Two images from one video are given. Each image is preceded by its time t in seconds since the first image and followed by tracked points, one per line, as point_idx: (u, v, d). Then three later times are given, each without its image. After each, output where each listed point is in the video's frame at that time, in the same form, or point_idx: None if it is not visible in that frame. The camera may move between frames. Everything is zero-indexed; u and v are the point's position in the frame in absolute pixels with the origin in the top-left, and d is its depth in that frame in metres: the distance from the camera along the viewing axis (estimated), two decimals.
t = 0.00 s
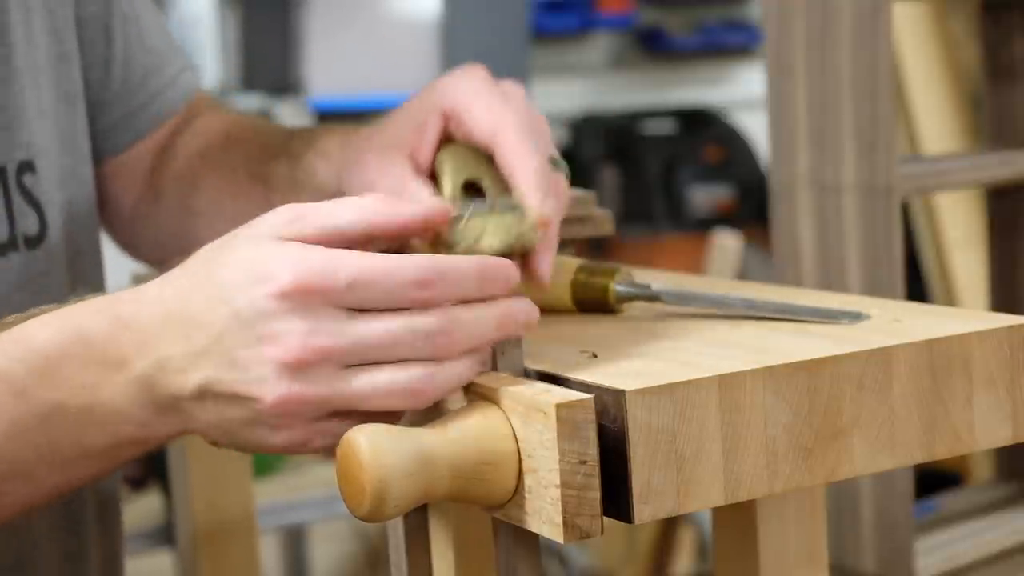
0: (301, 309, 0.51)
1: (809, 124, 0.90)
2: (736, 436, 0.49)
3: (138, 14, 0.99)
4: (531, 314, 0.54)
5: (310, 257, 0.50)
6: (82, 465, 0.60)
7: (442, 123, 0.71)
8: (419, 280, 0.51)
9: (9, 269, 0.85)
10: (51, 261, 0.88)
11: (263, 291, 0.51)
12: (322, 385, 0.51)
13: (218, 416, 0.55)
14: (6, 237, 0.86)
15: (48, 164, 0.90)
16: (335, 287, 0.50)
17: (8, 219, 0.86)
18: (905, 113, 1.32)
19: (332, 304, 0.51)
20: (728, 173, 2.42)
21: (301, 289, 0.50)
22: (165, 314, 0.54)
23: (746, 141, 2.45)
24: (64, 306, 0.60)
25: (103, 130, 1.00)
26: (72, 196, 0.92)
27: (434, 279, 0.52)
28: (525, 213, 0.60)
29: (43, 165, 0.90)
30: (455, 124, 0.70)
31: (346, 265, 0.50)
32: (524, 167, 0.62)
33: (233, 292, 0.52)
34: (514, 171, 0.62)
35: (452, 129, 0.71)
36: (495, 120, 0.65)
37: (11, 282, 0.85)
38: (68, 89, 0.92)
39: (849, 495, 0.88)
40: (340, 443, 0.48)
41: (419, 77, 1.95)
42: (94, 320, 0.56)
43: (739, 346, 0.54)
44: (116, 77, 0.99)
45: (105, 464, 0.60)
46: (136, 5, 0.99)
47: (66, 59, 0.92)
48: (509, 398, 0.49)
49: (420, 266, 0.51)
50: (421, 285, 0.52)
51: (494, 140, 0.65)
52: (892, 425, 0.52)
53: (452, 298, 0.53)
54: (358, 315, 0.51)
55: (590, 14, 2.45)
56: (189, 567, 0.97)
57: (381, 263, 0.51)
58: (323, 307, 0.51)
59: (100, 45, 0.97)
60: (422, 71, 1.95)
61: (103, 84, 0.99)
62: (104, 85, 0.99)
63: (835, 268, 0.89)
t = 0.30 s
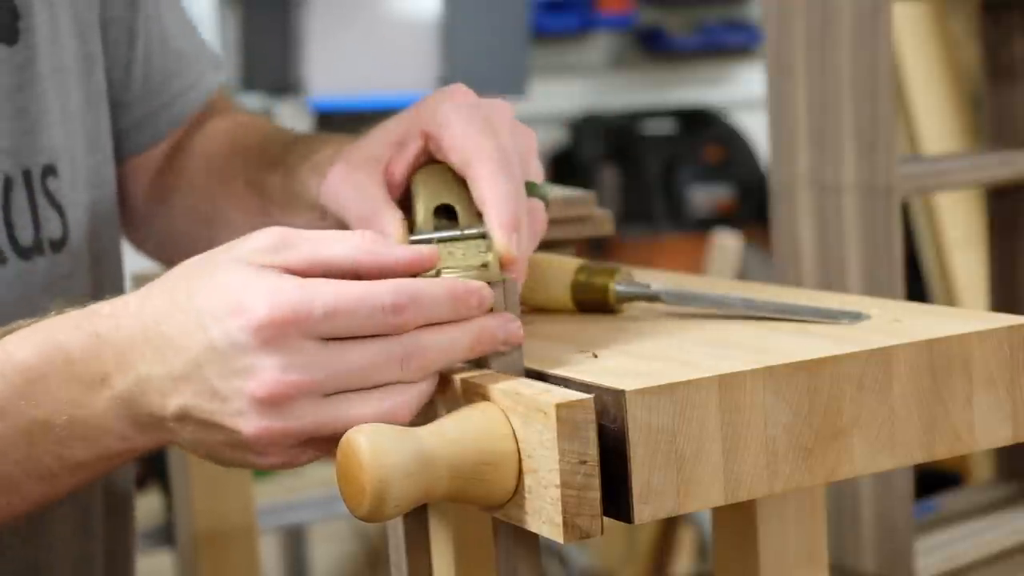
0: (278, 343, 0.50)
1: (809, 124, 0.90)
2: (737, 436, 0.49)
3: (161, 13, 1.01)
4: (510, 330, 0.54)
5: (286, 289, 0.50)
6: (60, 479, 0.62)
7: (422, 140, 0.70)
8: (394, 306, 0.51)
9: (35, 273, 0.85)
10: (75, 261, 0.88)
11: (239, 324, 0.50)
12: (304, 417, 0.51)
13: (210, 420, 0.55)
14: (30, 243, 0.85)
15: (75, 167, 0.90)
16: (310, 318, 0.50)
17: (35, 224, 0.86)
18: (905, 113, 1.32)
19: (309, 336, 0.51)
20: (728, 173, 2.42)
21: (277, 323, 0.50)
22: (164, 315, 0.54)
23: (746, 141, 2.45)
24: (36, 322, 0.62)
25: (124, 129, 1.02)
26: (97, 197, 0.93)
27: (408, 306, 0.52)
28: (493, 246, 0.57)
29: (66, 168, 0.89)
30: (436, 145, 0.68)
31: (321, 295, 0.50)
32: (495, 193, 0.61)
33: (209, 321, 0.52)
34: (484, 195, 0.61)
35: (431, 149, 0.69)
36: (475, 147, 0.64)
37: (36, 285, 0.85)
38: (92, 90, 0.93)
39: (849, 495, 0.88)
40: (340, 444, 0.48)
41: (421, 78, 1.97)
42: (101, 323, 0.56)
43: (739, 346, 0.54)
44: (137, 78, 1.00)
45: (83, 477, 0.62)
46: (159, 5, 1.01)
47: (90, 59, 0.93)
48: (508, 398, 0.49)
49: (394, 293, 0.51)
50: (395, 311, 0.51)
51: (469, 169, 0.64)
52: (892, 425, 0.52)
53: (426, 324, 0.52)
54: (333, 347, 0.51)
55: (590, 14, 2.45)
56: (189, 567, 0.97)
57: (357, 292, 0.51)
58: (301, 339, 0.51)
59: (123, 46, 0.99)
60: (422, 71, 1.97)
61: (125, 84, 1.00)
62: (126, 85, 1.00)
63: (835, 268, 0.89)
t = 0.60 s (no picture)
0: (295, 340, 0.51)
1: (809, 124, 0.90)
2: (737, 436, 0.49)
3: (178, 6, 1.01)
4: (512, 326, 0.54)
5: (305, 288, 0.50)
6: (72, 470, 0.63)
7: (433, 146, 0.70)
8: (413, 311, 0.51)
9: (55, 270, 0.85)
10: (89, 258, 0.88)
11: (258, 317, 0.51)
12: (319, 408, 0.52)
13: (213, 418, 0.56)
14: (55, 240, 0.86)
15: (93, 160, 0.91)
16: (328, 318, 0.50)
17: (56, 220, 0.86)
18: (905, 113, 1.32)
19: (327, 335, 0.51)
20: (728, 173, 2.42)
21: (295, 321, 0.50)
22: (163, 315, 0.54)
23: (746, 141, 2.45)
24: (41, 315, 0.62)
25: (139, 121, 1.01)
26: (112, 189, 0.93)
27: (427, 310, 0.51)
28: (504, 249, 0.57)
29: (82, 164, 0.89)
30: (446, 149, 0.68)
31: (340, 297, 0.50)
32: (506, 197, 0.60)
33: (226, 314, 0.52)
34: (495, 197, 0.61)
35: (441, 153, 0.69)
36: (485, 151, 0.64)
37: (61, 279, 0.86)
38: (107, 83, 0.93)
39: (849, 495, 0.88)
40: (340, 444, 0.48)
41: (420, 77, 1.98)
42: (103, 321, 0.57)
43: (738, 346, 0.54)
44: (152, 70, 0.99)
45: (95, 468, 0.63)
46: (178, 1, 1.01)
47: (105, 52, 0.93)
48: (509, 398, 0.49)
49: (414, 297, 0.51)
50: (415, 315, 0.51)
51: (479, 173, 0.63)
52: (892, 425, 0.52)
53: (443, 327, 0.52)
54: (351, 346, 0.51)
55: (590, 14, 2.45)
56: (189, 567, 0.97)
57: (378, 294, 0.51)
58: (318, 338, 0.51)
59: (140, 34, 0.99)
60: (422, 70, 1.97)
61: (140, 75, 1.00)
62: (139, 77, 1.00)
63: (835, 268, 0.89)
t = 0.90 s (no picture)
0: (318, 339, 0.50)
1: (809, 124, 0.90)
2: (736, 436, 0.49)
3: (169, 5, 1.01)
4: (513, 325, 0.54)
5: (328, 289, 0.50)
6: (96, 466, 0.62)
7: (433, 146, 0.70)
8: (436, 313, 0.50)
9: (54, 269, 0.85)
10: (84, 256, 0.88)
11: (280, 318, 0.51)
12: (340, 406, 0.52)
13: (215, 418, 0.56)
14: (51, 239, 0.86)
15: (85, 159, 0.91)
16: (349, 319, 0.50)
17: (54, 219, 0.86)
18: (905, 113, 1.32)
19: (350, 335, 0.50)
20: (728, 173, 2.42)
21: (317, 321, 0.50)
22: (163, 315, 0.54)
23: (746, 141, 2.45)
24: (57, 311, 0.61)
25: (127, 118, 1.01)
26: (107, 187, 0.93)
27: (451, 312, 0.50)
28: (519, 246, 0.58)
29: (75, 163, 0.90)
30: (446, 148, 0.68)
31: (362, 299, 0.50)
32: (516, 197, 0.61)
33: (251, 312, 0.52)
34: (505, 196, 0.61)
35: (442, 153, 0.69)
36: (488, 149, 0.64)
37: (61, 277, 0.86)
38: (99, 82, 0.93)
39: (849, 495, 0.88)
40: (340, 444, 0.48)
41: (420, 77, 1.98)
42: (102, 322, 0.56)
43: (738, 346, 0.54)
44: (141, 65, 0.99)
45: (119, 464, 0.62)
46: None
47: (98, 52, 0.93)
48: (510, 397, 0.49)
49: (437, 299, 0.50)
50: (438, 317, 0.50)
51: (485, 172, 0.63)
52: (892, 425, 0.52)
53: (467, 328, 0.51)
54: (374, 346, 0.51)
55: (590, 14, 2.45)
56: (189, 568, 0.97)
57: (400, 296, 0.50)
58: (340, 338, 0.50)
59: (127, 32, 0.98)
60: (421, 70, 1.97)
61: (129, 72, 1.00)
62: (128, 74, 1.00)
63: (835, 268, 0.89)
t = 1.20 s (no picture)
0: (354, 331, 0.50)
1: (809, 124, 0.90)
2: (736, 436, 0.49)
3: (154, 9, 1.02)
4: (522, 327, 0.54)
5: (366, 281, 0.49)
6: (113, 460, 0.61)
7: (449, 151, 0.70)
8: (474, 309, 0.50)
9: (38, 270, 0.85)
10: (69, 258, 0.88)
11: (316, 310, 0.50)
12: (370, 400, 0.52)
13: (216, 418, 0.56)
14: (33, 239, 0.85)
15: (72, 159, 0.91)
16: (387, 313, 0.49)
17: (38, 220, 0.86)
18: (904, 113, 1.32)
19: (387, 328, 0.50)
20: (728, 173, 2.42)
21: (354, 313, 0.49)
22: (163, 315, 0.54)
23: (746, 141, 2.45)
24: (92, 297, 0.61)
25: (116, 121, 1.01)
26: (98, 188, 0.94)
27: (487, 308, 0.50)
28: (549, 243, 0.58)
29: (60, 163, 0.90)
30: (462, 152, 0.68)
31: (400, 293, 0.49)
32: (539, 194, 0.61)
33: (287, 301, 0.51)
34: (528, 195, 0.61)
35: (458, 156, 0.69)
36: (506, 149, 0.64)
37: (40, 281, 0.85)
38: (88, 83, 0.94)
39: (849, 495, 0.88)
40: (340, 444, 0.48)
41: (421, 77, 1.97)
42: (109, 316, 0.56)
43: (738, 346, 0.54)
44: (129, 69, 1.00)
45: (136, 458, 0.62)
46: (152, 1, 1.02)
47: (87, 54, 0.94)
48: (510, 397, 0.49)
49: (475, 294, 0.50)
50: (475, 313, 0.50)
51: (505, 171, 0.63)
52: (892, 425, 0.52)
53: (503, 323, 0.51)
54: (410, 340, 0.50)
55: (590, 14, 2.45)
56: (189, 569, 0.97)
57: (440, 291, 0.49)
58: (377, 331, 0.50)
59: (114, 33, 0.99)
60: (422, 70, 1.97)
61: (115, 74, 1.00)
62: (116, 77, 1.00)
63: (835, 268, 0.89)
